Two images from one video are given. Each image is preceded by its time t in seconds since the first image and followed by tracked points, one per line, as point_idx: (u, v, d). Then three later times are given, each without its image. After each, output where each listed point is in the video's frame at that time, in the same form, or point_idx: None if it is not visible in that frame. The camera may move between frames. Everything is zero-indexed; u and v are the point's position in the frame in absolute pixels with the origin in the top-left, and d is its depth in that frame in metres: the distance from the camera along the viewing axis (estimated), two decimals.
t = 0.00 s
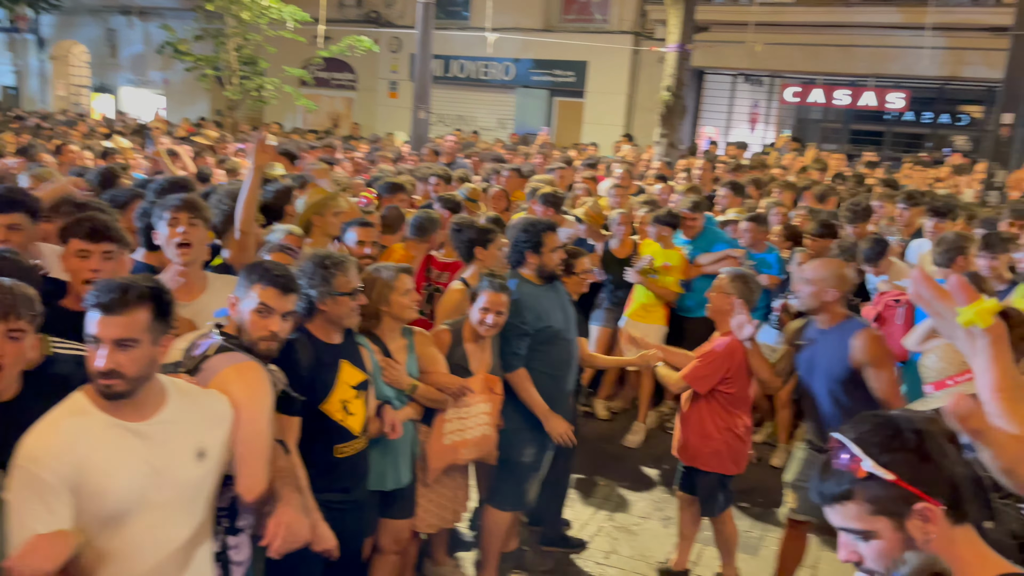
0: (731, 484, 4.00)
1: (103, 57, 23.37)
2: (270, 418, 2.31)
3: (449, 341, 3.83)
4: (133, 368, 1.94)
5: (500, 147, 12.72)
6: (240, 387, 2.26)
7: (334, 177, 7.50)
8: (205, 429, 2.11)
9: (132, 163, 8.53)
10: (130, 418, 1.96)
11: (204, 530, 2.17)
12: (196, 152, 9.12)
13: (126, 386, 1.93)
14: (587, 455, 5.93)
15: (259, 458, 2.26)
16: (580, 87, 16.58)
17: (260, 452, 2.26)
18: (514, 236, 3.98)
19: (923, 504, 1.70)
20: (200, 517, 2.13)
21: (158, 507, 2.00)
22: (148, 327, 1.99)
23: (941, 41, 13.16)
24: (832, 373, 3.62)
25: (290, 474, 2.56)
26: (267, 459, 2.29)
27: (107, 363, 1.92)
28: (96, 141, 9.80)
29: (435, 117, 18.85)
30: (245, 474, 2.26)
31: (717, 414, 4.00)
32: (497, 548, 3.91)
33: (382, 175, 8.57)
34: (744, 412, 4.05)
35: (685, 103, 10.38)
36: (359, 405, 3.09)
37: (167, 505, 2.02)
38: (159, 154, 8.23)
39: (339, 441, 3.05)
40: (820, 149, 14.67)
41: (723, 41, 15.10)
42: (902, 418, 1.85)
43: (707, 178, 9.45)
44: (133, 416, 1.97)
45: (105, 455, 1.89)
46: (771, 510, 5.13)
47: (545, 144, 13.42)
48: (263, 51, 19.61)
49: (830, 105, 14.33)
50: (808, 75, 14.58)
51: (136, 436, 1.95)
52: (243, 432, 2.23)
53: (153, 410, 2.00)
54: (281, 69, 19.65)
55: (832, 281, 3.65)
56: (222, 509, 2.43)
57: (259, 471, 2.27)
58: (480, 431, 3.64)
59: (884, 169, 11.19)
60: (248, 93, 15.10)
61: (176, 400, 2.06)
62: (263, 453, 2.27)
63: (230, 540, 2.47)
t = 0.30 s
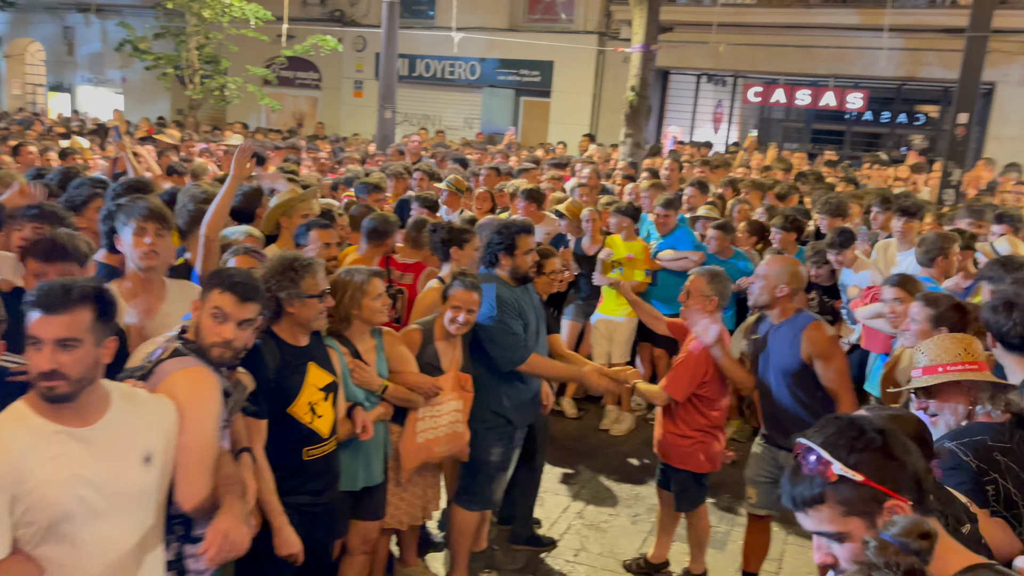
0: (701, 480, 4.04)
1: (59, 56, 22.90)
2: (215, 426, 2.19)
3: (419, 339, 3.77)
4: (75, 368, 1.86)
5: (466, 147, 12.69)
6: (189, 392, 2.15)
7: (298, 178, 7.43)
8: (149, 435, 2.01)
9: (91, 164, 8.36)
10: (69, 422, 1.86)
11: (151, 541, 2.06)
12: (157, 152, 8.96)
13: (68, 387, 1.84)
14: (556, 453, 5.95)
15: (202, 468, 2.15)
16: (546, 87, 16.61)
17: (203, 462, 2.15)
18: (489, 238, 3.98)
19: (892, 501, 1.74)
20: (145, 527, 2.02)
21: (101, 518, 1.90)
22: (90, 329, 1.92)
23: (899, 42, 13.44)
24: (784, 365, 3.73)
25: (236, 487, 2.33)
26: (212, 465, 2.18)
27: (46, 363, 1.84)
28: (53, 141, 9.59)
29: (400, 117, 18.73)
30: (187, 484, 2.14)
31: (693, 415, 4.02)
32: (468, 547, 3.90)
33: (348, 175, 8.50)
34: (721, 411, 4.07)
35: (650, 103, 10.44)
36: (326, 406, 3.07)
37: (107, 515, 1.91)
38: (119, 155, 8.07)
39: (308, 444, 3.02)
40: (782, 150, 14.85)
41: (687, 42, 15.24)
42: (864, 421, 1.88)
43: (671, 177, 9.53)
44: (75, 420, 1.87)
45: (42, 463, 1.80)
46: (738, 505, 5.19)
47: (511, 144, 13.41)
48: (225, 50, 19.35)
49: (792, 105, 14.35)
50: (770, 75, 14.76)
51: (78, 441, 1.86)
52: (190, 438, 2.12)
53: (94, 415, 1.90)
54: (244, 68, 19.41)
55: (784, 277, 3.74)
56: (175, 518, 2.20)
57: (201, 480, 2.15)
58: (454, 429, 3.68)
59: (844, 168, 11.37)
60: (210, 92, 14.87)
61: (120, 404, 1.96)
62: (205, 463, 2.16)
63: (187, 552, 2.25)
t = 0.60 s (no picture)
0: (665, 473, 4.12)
1: (15, 56, 22.42)
2: (162, 432, 2.19)
3: (383, 340, 3.76)
4: (25, 382, 1.85)
5: (434, 148, 12.67)
6: (136, 401, 2.15)
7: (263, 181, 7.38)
8: (100, 446, 2.05)
9: (50, 167, 8.21)
10: (17, 436, 1.88)
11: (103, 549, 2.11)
12: (120, 154, 8.83)
13: (17, 402, 1.84)
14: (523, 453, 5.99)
15: (148, 475, 2.15)
16: (512, 88, 16.65)
17: (149, 470, 2.16)
18: (459, 241, 4.00)
19: (844, 493, 1.82)
20: (97, 537, 2.07)
21: (52, 529, 1.93)
22: (39, 341, 1.90)
23: (858, 45, 13.73)
24: (743, 363, 3.79)
25: (183, 497, 2.36)
26: (159, 474, 2.19)
27: None
28: (11, 143, 9.40)
29: (365, 118, 18.63)
30: (132, 494, 2.14)
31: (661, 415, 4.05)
32: (437, 547, 3.91)
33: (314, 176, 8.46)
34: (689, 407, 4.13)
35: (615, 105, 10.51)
36: (294, 410, 3.06)
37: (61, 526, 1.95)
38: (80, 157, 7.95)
39: (277, 448, 3.03)
40: (745, 150, 15.05)
41: (652, 43, 15.38)
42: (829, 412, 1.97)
43: (636, 178, 9.62)
44: (23, 435, 1.89)
45: None
46: (703, 501, 5.26)
47: (479, 145, 13.41)
48: (186, 51, 19.09)
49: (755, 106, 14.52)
50: (733, 76, 14.95)
51: (28, 455, 1.88)
52: (135, 447, 2.13)
53: (42, 428, 1.92)
54: (206, 69, 19.17)
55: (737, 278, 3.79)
56: (119, 527, 2.26)
57: (146, 490, 2.16)
58: (423, 428, 3.72)
59: (806, 169, 11.55)
60: (171, 93, 14.66)
61: (69, 419, 1.98)
62: (153, 473, 2.17)
63: (133, 561, 2.32)
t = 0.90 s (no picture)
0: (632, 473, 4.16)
1: None
2: (118, 445, 2.20)
3: (348, 344, 3.76)
4: None
5: (401, 150, 12.64)
6: (90, 413, 2.14)
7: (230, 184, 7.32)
8: (51, 458, 2.01)
9: (10, 170, 8.08)
10: None
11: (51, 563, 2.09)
12: (82, 157, 8.72)
13: None
14: (493, 454, 6.01)
15: (105, 490, 2.16)
16: (479, 90, 16.67)
17: (104, 484, 2.16)
18: (432, 247, 4.00)
19: (797, 469, 1.94)
20: (47, 551, 2.05)
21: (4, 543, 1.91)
22: None
23: (819, 48, 13.98)
24: (700, 361, 3.82)
25: (140, 506, 2.41)
26: (115, 486, 2.19)
27: None
28: None
29: (333, 119, 18.52)
30: (87, 506, 2.16)
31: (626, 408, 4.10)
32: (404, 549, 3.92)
33: (281, 179, 8.42)
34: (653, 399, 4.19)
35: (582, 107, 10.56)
36: (259, 414, 3.04)
37: (10, 539, 1.92)
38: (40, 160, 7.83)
39: (241, 453, 3.00)
40: (710, 152, 15.18)
41: (617, 46, 15.50)
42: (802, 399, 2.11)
43: (603, 180, 9.69)
44: None
45: None
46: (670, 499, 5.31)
47: (446, 147, 13.40)
48: (149, 52, 18.86)
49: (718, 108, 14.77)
50: (698, 78, 15.11)
51: None
52: (89, 460, 2.13)
53: None
54: (169, 70, 18.94)
55: (687, 279, 3.83)
56: (70, 538, 2.23)
57: (101, 503, 2.17)
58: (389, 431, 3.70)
59: (769, 170, 11.70)
60: (133, 95, 14.46)
61: (21, 431, 1.95)
62: (108, 485, 2.17)
63: None
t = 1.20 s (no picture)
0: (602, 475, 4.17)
1: None
2: (68, 454, 2.18)
3: (314, 348, 3.71)
4: None
5: (370, 153, 12.59)
6: (38, 425, 2.11)
7: (197, 188, 7.25)
8: None
9: None
10: None
11: None
12: (44, 162, 8.58)
13: None
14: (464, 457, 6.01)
15: (52, 503, 2.14)
16: (449, 93, 16.65)
17: (52, 496, 2.13)
18: (405, 252, 4.00)
19: (760, 462, 1.98)
20: None
21: None
22: None
23: (784, 51, 14.13)
24: (657, 361, 3.86)
25: (92, 520, 2.34)
26: (62, 498, 2.17)
27: None
28: None
29: (301, 122, 18.39)
30: (34, 519, 2.13)
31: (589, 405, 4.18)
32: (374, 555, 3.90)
33: (248, 183, 8.34)
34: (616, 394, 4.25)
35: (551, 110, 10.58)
36: (225, 422, 3.03)
37: None
38: None
39: (208, 462, 2.98)
40: (678, 154, 15.29)
41: (586, 49, 15.55)
42: (771, 398, 2.14)
43: (573, 182, 9.72)
44: None
45: None
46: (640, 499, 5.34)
47: (416, 150, 13.36)
48: (113, 54, 18.59)
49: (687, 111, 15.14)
50: (666, 81, 15.23)
51: None
52: (37, 472, 2.10)
53: None
54: (134, 73, 18.69)
55: (639, 281, 3.85)
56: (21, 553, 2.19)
57: (49, 515, 2.14)
58: (360, 435, 3.68)
59: (736, 173, 11.82)
60: (96, 98, 14.24)
61: None
62: (55, 498, 2.14)
63: None
